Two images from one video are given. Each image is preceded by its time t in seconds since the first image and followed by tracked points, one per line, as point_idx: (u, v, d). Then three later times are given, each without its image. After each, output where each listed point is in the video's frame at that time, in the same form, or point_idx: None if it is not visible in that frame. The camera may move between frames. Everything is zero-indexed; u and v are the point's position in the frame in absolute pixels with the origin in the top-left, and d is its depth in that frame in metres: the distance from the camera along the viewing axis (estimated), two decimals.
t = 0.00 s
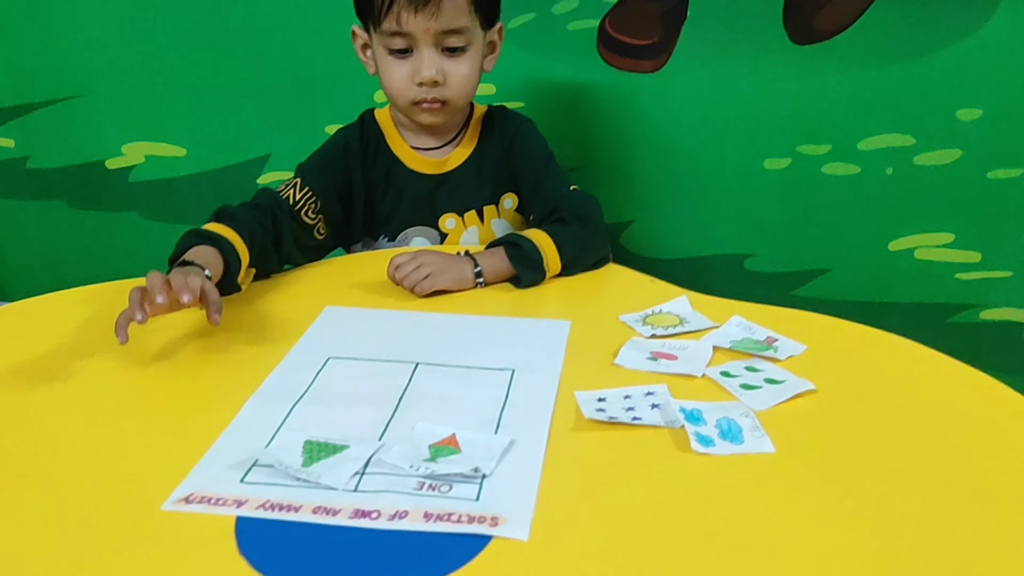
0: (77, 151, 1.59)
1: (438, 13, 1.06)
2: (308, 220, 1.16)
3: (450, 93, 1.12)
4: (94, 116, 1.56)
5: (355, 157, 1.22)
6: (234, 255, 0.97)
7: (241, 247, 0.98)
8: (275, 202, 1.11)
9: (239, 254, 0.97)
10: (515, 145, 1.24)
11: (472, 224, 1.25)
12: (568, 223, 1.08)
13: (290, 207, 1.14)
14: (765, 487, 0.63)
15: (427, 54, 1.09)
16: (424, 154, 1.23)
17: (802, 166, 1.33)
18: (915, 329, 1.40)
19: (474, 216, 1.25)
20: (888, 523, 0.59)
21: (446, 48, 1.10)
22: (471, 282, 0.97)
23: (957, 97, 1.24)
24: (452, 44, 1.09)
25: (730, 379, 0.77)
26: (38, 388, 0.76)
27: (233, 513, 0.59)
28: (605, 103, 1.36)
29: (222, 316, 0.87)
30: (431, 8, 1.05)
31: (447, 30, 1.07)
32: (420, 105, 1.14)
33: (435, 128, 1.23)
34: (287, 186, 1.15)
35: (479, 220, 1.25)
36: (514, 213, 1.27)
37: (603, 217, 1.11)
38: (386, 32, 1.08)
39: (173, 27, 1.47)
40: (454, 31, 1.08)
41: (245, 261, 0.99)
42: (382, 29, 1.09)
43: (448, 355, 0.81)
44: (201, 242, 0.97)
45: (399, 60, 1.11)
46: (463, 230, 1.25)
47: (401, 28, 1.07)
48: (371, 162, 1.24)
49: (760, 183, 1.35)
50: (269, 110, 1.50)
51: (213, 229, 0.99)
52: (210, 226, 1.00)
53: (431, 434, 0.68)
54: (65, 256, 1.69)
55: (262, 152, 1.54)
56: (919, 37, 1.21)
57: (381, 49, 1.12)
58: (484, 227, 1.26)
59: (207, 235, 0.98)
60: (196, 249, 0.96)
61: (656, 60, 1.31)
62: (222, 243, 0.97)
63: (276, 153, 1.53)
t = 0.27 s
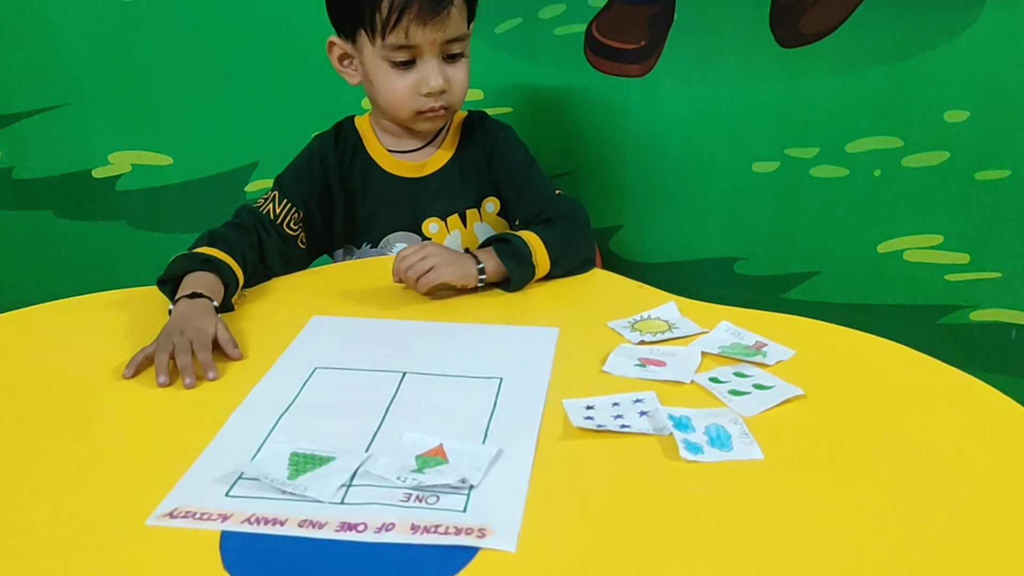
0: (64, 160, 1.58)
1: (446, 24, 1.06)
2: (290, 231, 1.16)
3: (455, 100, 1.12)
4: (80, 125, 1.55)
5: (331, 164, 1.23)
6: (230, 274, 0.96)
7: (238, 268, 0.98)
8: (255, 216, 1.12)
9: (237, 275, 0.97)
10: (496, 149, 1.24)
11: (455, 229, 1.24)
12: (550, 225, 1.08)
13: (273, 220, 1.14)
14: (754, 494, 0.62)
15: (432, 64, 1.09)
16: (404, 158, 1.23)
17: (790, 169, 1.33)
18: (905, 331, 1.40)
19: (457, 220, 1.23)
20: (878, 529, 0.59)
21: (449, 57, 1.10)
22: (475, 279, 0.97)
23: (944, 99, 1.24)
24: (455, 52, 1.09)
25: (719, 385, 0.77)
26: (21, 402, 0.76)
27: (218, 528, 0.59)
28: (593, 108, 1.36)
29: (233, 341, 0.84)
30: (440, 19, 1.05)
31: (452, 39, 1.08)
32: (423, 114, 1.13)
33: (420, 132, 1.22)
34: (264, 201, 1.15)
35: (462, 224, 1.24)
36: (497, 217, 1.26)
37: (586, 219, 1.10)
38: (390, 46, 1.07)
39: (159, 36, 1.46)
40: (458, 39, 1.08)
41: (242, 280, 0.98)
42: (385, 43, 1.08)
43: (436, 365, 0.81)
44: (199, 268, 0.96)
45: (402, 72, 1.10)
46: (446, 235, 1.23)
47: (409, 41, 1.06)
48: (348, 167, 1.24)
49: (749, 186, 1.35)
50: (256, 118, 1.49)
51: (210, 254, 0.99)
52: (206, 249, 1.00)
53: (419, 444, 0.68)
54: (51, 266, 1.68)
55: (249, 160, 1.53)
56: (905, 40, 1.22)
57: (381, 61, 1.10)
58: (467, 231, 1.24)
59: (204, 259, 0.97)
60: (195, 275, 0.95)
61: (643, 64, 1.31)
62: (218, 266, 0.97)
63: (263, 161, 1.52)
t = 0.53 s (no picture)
0: (57, 169, 1.58)
1: (423, 22, 1.06)
2: (280, 236, 1.16)
3: (440, 98, 1.13)
4: (73, 133, 1.55)
5: (319, 170, 1.24)
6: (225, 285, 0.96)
7: (234, 278, 0.98)
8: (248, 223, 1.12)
9: (233, 285, 0.97)
10: (493, 156, 1.25)
11: (448, 234, 1.24)
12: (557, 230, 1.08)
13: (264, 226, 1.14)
14: (749, 498, 0.63)
15: (414, 64, 1.09)
16: (392, 163, 1.23)
17: (783, 173, 1.33)
18: (899, 333, 1.40)
19: (451, 225, 1.24)
20: (872, 532, 0.59)
21: (430, 56, 1.10)
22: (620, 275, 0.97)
23: (935, 101, 1.25)
24: (435, 50, 1.10)
25: (713, 389, 0.77)
26: (15, 412, 0.75)
27: (212, 536, 0.59)
28: (586, 113, 1.36)
29: (230, 349, 0.84)
30: (417, 16, 1.05)
31: (431, 36, 1.08)
32: (409, 115, 1.13)
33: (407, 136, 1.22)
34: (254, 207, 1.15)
35: (455, 230, 1.24)
36: (491, 223, 1.26)
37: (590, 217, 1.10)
38: (370, 48, 1.08)
39: (151, 43, 1.46)
40: (438, 37, 1.09)
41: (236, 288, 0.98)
42: (365, 45, 1.08)
43: (431, 371, 0.81)
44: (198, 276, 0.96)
45: (385, 74, 1.10)
46: (439, 241, 1.24)
47: (388, 41, 1.06)
48: (335, 173, 1.24)
49: (742, 190, 1.36)
50: (250, 125, 1.49)
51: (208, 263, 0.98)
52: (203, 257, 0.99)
53: (413, 451, 0.68)
54: (46, 274, 1.68)
55: (243, 167, 1.53)
56: (896, 43, 1.22)
57: (362, 65, 1.11)
58: (460, 237, 1.25)
59: (200, 267, 0.96)
60: (194, 284, 0.95)
61: (636, 69, 1.31)
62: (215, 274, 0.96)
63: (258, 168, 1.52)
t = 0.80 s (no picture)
0: (58, 172, 1.58)
1: (416, 18, 1.06)
2: (279, 241, 1.16)
3: (437, 96, 1.12)
4: (74, 136, 1.55)
5: (320, 174, 1.23)
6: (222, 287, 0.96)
7: (232, 281, 0.98)
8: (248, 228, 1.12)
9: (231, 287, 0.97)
10: (494, 159, 1.24)
11: (449, 237, 1.24)
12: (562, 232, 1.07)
13: (262, 230, 1.14)
14: (749, 498, 0.63)
15: (409, 62, 1.09)
16: (394, 168, 1.23)
17: (783, 174, 1.34)
18: (900, 333, 1.40)
19: (452, 228, 1.24)
20: (872, 532, 0.59)
21: (426, 54, 1.10)
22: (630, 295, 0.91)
23: (934, 102, 1.25)
24: (431, 48, 1.10)
25: (714, 390, 0.77)
26: (16, 415, 0.75)
27: (213, 538, 0.59)
28: (586, 114, 1.37)
29: (229, 351, 0.84)
30: (410, 13, 1.06)
31: (425, 34, 1.08)
32: (407, 114, 1.13)
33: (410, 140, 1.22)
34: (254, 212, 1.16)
35: (456, 232, 1.25)
36: (492, 227, 1.26)
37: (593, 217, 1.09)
38: (364, 47, 1.08)
39: (151, 46, 1.46)
40: (432, 34, 1.09)
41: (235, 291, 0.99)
42: (359, 45, 1.09)
43: (431, 372, 0.81)
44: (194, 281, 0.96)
45: (380, 74, 1.10)
46: (440, 244, 1.24)
47: (382, 39, 1.07)
48: (336, 178, 1.24)
49: (742, 191, 1.36)
50: (250, 127, 1.50)
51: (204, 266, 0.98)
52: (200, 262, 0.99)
53: (414, 453, 0.68)
54: (47, 277, 1.68)
55: (244, 169, 1.53)
56: (895, 43, 1.22)
57: (358, 67, 1.11)
58: (461, 240, 1.25)
59: (197, 271, 0.96)
60: (191, 287, 0.95)
61: (636, 70, 1.32)
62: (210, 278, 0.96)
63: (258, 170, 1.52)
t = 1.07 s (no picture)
0: (59, 171, 1.58)
1: (427, 19, 1.06)
2: (288, 241, 1.16)
3: (445, 98, 1.12)
4: (75, 136, 1.55)
5: (326, 175, 1.24)
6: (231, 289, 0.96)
7: (240, 284, 0.98)
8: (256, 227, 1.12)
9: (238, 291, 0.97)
10: (499, 162, 1.23)
11: (454, 240, 1.24)
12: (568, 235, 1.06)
13: (272, 228, 1.14)
14: (751, 499, 0.63)
15: (418, 63, 1.09)
16: (399, 169, 1.23)
17: (785, 173, 1.33)
18: (901, 333, 1.40)
19: (456, 231, 1.24)
20: (874, 533, 0.59)
21: (435, 55, 1.10)
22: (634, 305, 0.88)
23: (936, 101, 1.25)
24: (440, 49, 1.09)
25: (715, 389, 0.77)
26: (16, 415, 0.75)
27: (214, 539, 0.59)
28: (588, 114, 1.36)
29: (233, 351, 0.84)
30: (421, 13, 1.06)
31: (435, 35, 1.08)
32: (414, 114, 1.13)
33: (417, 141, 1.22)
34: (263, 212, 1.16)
35: (461, 234, 1.25)
36: (497, 230, 1.26)
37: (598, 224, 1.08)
38: (374, 46, 1.08)
39: (152, 46, 1.46)
40: (442, 35, 1.09)
41: (242, 292, 0.98)
42: (369, 43, 1.08)
43: (432, 372, 0.81)
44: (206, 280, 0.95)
45: (389, 73, 1.10)
46: (445, 246, 1.24)
47: (391, 38, 1.07)
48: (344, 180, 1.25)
49: (744, 191, 1.36)
50: (251, 127, 1.50)
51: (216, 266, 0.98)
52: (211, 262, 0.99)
53: (415, 453, 0.68)
54: (48, 278, 1.68)
55: (245, 169, 1.53)
56: (897, 42, 1.22)
57: (367, 65, 1.11)
58: (465, 242, 1.25)
59: (208, 272, 0.96)
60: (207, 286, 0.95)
61: (637, 70, 1.31)
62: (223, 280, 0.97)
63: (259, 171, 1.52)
